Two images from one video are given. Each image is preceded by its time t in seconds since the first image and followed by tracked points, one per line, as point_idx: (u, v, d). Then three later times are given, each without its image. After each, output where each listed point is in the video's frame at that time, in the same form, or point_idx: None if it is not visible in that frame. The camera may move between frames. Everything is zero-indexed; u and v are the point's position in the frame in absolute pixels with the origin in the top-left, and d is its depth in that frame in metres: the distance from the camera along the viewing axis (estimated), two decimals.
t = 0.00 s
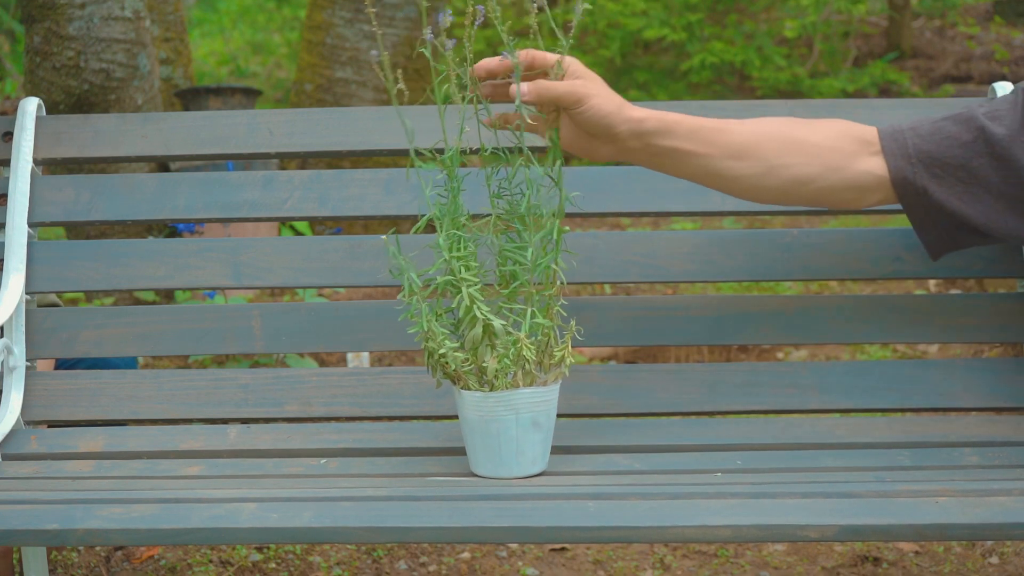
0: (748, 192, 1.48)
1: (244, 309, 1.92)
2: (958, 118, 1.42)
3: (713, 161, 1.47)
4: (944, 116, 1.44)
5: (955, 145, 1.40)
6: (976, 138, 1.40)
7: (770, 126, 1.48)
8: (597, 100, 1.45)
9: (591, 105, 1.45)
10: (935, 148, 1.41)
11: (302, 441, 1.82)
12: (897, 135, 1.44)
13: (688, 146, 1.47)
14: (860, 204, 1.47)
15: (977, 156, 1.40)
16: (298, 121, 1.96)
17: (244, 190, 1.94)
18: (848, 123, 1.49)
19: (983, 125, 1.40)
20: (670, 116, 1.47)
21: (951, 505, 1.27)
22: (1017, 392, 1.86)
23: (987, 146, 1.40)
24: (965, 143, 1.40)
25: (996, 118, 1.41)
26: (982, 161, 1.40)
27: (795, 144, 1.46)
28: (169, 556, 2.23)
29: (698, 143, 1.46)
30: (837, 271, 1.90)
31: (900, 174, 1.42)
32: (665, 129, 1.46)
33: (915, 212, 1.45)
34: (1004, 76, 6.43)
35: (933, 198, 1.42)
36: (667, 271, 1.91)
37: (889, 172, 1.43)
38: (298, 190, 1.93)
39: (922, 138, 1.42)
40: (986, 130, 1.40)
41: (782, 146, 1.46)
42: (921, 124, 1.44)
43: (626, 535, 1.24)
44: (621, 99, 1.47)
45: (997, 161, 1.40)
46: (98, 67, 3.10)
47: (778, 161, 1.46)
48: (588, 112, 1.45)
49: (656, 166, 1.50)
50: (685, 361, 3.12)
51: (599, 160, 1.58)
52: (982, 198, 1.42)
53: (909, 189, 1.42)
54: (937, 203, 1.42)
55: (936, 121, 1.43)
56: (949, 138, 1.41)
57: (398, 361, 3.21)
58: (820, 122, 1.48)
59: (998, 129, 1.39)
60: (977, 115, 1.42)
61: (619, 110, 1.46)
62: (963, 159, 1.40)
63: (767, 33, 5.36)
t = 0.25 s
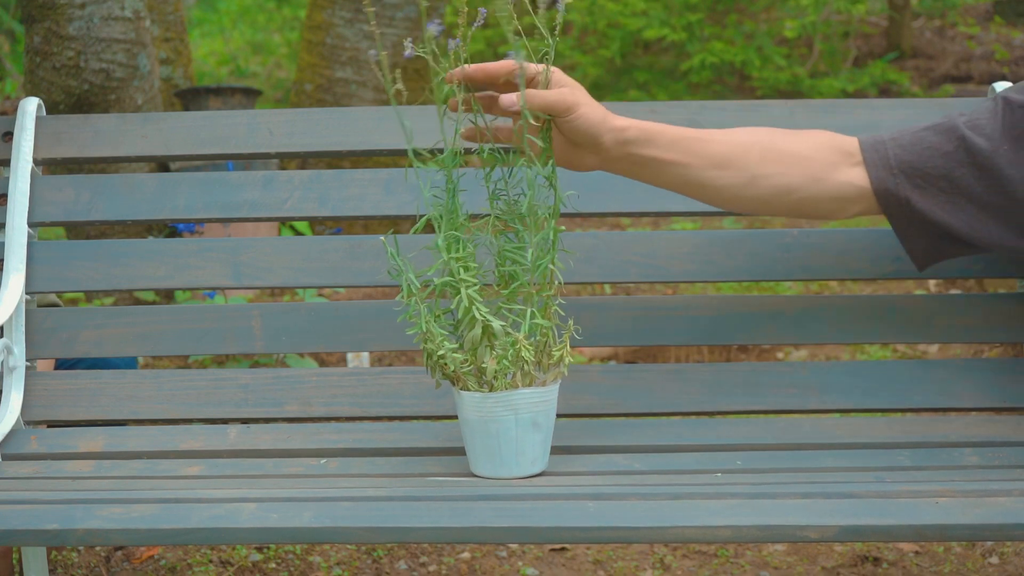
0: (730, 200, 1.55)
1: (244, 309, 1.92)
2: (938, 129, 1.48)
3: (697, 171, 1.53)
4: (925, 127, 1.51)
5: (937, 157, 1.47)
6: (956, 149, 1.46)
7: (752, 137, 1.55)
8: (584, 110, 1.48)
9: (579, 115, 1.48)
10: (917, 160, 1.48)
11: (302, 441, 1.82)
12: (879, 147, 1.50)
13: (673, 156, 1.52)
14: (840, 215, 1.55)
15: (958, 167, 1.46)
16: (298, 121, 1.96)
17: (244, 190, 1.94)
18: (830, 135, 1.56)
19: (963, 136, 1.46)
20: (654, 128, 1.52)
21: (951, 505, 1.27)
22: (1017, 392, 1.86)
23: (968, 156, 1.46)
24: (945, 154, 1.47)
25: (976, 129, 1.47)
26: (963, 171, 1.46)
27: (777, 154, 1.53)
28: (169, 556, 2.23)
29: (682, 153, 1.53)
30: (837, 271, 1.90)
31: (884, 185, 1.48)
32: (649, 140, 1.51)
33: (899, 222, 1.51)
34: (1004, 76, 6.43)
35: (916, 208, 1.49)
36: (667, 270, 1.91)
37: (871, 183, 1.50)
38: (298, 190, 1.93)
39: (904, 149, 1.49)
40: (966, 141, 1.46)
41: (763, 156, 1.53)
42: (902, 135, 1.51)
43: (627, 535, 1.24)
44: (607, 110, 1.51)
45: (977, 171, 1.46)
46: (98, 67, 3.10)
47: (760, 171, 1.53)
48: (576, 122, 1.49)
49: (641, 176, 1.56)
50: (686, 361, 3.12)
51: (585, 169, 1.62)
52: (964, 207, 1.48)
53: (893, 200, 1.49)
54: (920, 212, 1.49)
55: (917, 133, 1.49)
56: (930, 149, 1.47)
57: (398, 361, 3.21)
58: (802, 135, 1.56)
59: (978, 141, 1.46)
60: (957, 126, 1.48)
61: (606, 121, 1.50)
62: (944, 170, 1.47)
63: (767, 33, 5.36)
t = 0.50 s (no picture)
0: (710, 219, 1.53)
1: (244, 309, 1.92)
2: (915, 151, 1.43)
3: (679, 183, 1.52)
4: (901, 148, 1.46)
5: (918, 179, 1.42)
6: (935, 170, 1.42)
7: (740, 155, 1.53)
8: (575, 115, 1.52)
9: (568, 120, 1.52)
10: (896, 183, 1.43)
11: (302, 441, 1.82)
12: (857, 170, 1.45)
13: (656, 167, 1.53)
14: (819, 238, 1.51)
15: (940, 189, 1.42)
16: (298, 121, 1.96)
17: (244, 190, 1.94)
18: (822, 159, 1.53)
19: (943, 157, 1.42)
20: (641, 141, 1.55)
21: (951, 505, 1.27)
22: (1017, 392, 1.86)
23: (949, 178, 1.41)
24: (925, 176, 1.42)
25: (954, 149, 1.42)
26: (944, 192, 1.42)
27: (762, 172, 1.51)
28: (169, 556, 2.23)
29: (666, 166, 1.53)
30: (837, 271, 1.90)
31: (863, 209, 1.44)
32: (637, 150, 1.54)
33: (882, 244, 1.47)
34: (1004, 76, 6.43)
35: (899, 231, 1.44)
36: (667, 270, 1.91)
37: (852, 207, 1.45)
38: (298, 190, 1.93)
39: (882, 173, 1.44)
40: (945, 162, 1.41)
41: (748, 174, 1.51)
42: (879, 157, 1.45)
43: (626, 535, 1.24)
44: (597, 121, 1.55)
45: (959, 192, 1.41)
46: (98, 67, 3.10)
47: (739, 188, 1.50)
48: (565, 128, 1.53)
49: (624, 188, 1.56)
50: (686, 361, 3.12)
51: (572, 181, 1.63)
52: (948, 229, 1.44)
53: (874, 224, 1.45)
54: (903, 235, 1.45)
55: (895, 154, 1.44)
56: (909, 172, 1.43)
57: (397, 361, 3.21)
58: (793, 156, 1.53)
59: (959, 164, 1.41)
60: (937, 147, 1.43)
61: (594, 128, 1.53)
62: (925, 192, 1.42)
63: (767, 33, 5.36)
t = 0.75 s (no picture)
0: (694, 227, 1.58)
1: (244, 309, 1.92)
2: (897, 165, 1.50)
3: (665, 190, 1.57)
4: (885, 161, 1.52)
5: (901, 193, 1.49)
6: (916, 183, 1.48)
7: (722, 165, 1.58)
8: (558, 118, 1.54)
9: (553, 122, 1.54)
10: (879, 197, 1.50)
11: (302, 441, 1.82)
12: (840, 185, 1.52)
13: (641, 174, 1.57)
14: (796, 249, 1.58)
15: (923, 202, 1.48)
16: (298, 121, 1.96)
17: (244, 190, 1.94)
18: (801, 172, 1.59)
19: (924, 170, 1.48)
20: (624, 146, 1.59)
21: (951, 505, 1.27)
22: (1016, 392, 1.86)
23: (932, 192, 1.48)
24: (907, 190, 1.49)
25: (935, 163, 1.48)
26: (926, 205, 1.48)
27: (744, 182, 1.57)
28: (169, 556, 2.23)
29: (651, 172, 1.57)
30: (837, 271, 1.90)
31: (848, 221, 1.51)
32: (622, 153, 1.58)
33: (867, 256, 1.54)
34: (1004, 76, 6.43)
35: (883, 243, 1.52)
36: (667, 270, 1.91)
37: (834, 219, 1.52)
38: (298, 190, 1.93)
39: (865, 187, 1.51)
40: (926, 175, 1.48)
41: (731, 185, 1.56)
42: (862, 171, 1.52)
43: (626, 535, 1.24)
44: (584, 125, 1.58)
45: (941, 204, 1.48)
46: (98, 67, 3.10)
47: (724, 196, 1.56)
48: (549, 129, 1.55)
49: (612, 195, 1.60)
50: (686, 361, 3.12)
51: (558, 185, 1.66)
52: (931, 240, 1.51)
53: (859, 236, 1.52)
54: (887, 246, 1.52)
55: (877, 168, 1.51)
56: (891, 185, 1.49)
57: (397, 361, 3.21)
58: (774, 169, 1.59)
59: (940, 177, 1.47)
60: (918, 161, 1.49)
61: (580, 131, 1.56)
62: (907, 206, 1.49)
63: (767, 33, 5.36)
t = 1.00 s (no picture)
0: (685, 229, 1.58)
1: (244, 309, 1.92)
2: (888, 167, 1.50)
3: (654, 192, 1.57)
4: (876, 163, 1.53)
5: (892, 196, 1.49)
6: (907, 186, 1.49)
7: (712, 167, 1.58)
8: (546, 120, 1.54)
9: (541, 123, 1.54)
10: (870, 200, 1.50)
11: (302, 441, 1.82)
12: (832, 187, 1.53)
13: (631, 175, 1.57)
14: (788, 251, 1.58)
15: (914, 205, 1.48)
16: (298, 121, 1.96)
17: (244, 190, 1.94)
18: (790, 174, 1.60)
19: (915, 172, 1.48)
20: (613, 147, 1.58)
21: (950, 505, 1.27)
22: (1016, 392, 1.86)
23: (923, 194, 1.48)
24: (898, 192, 1.49)
25: (925, 165, 1.49)
26: (918, 207, 1.48)
27: (735, 184, 1.57)
28: (169, 556, 2.23)
29: (641, 174, 1.57)
30: (837, 272, 1.90)
31: (840, 224, 1.52)
32: (611, 153, 1.58)
33: (861, 259, 1.55)
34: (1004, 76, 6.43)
35: (876, 245, 1.52)
36: (667, 270, 1.91)
37: (826, 221, 1.53)
38: (298, 190, 1.93)
39: (856, 190, 1.51)
40: (917, 178, 1.48)
41: (721, 187, 1.56)
42: (852, 174, 1.53)
43: (626, 535, 1.24)
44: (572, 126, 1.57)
45: (932, 206, 1.48)
46: (98, 67, 3.10)
47: (714, 199, 1.56)
48: (537, 131, 1.55)
49: (603, 196, 1.60)
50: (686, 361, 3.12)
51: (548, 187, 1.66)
52: (924, 243, 1.51)
53: (852, 238, 1.52)
54: (880, 248, 1.52)
55: (868, 171, 1.51)
56: (882, 187, 1.49)
57: (398, 361, 3.21)
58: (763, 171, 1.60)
59: (930, 179, 1.47)
60: (909, 164, 1.49)
61: (568, 132, 1.56)
62: (899, 208, 1.49)
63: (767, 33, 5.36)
